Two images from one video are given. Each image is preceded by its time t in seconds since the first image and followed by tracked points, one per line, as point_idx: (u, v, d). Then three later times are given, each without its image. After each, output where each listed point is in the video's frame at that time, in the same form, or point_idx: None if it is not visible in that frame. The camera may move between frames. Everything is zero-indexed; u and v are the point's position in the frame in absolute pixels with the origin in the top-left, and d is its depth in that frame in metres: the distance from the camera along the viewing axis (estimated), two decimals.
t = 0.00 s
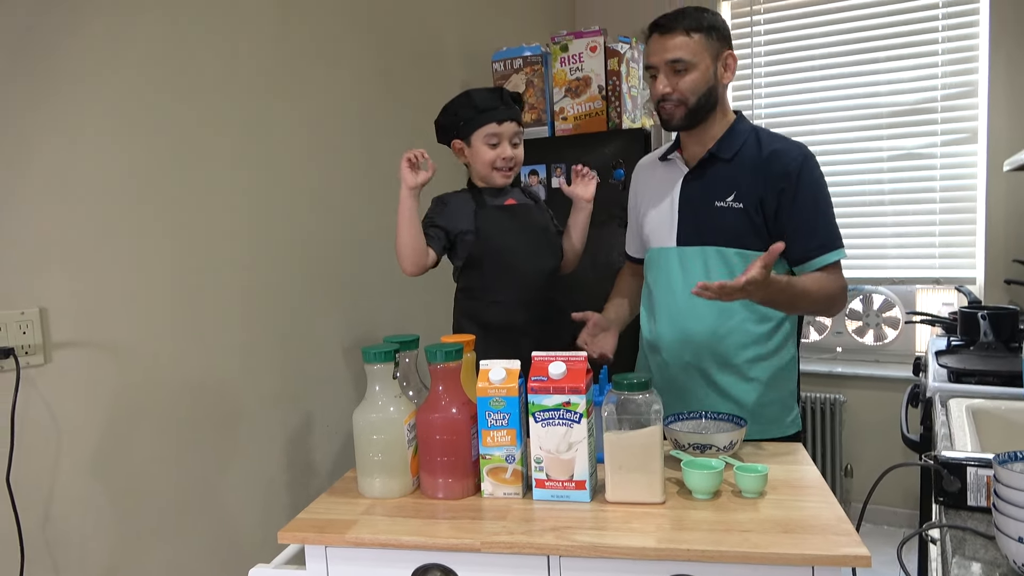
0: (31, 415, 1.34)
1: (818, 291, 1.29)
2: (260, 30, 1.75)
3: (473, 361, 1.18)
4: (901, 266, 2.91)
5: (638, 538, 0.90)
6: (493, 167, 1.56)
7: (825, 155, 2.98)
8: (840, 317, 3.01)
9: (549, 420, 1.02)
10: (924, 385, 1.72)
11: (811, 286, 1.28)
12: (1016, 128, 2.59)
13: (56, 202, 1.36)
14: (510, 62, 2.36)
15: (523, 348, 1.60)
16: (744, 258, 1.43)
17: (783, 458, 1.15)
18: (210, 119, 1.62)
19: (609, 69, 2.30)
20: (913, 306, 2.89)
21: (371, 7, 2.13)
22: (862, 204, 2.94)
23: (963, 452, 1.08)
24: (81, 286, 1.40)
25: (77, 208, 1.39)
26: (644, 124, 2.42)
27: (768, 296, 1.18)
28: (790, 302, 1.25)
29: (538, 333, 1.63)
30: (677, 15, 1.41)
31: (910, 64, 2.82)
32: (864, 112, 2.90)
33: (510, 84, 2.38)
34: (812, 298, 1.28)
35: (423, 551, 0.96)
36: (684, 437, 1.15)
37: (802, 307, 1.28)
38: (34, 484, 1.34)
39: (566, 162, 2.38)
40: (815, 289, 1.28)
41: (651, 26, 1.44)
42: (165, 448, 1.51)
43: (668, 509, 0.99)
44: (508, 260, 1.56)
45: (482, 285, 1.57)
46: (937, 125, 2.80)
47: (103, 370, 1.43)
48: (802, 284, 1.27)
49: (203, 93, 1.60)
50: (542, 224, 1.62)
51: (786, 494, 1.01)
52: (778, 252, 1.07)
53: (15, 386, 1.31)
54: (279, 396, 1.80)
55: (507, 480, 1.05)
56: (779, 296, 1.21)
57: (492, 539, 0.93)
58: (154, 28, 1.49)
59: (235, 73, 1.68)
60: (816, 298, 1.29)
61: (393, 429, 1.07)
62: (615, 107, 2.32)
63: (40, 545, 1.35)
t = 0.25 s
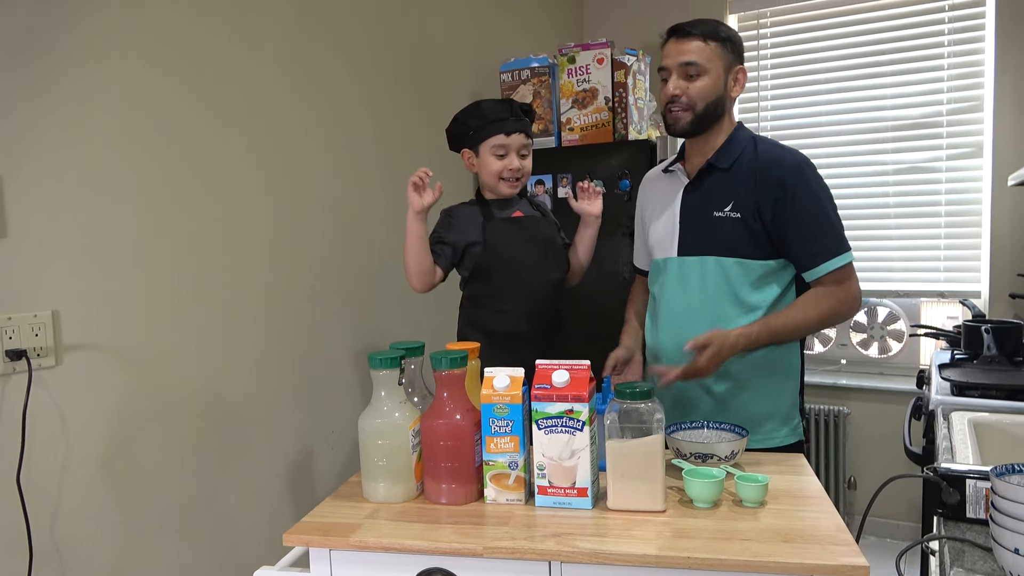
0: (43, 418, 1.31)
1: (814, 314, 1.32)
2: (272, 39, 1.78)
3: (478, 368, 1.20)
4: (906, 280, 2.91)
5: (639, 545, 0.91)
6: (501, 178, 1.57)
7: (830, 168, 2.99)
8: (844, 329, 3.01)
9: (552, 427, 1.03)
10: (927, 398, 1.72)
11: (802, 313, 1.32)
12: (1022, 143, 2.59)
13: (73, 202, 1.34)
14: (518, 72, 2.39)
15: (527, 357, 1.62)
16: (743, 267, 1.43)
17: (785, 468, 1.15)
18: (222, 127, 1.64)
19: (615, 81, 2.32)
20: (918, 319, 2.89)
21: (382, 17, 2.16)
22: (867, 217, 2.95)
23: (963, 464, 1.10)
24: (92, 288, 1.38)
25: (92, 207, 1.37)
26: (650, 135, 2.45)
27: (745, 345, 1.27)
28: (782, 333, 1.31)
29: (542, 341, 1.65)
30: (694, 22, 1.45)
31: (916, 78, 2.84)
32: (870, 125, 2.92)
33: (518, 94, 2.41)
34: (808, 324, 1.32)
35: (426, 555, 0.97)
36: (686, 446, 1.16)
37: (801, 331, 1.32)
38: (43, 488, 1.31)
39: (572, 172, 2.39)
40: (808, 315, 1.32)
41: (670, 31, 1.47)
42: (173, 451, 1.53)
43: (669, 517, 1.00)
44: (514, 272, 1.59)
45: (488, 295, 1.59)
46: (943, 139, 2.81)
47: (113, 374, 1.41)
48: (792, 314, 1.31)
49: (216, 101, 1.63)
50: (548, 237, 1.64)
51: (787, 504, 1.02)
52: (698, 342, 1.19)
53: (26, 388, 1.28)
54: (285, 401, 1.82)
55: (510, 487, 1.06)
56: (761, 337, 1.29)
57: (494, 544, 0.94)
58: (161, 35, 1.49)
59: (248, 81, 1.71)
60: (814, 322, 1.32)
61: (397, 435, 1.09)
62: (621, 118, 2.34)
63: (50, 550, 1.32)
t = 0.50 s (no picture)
0: (50, 415, 1.32)
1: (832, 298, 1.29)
2: (279, 41, 1.79)
3: (481, 369, 1.20)
4: (908, 285, 2.91)
5: (639, 546, 0.92)
6: (505, 181, 1.58)
7: (834, 173, 2.99)
8: (847, 334, 3.00)
9: (553, 428, 1.04)
10: (928, 403, 1.72)
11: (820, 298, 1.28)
12: None
13: (82, 201, 1.35)
14: (523, 75, 2.41)
15: (530, 358, 1.62)
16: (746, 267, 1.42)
17: (785, 471, 1.16)
18: (228, 128, 1.65)
19: (619, 84, 2.33)
20: (920, 324, 2.89)
21: (388, 20, 2.18)
22: (870, 222, 2.95)
23: (962, 468, 1.12)
24: (99, 286, 1.39)
25: (99, 206, 1.38)
26: (654, 139, 2.46)
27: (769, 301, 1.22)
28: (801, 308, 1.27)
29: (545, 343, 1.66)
30: (697, 24, 1.45)
31: (920, 84, 2.84)
32: (873, 131, 2.92)
33: (522, 97, 2.43)
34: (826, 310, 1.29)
35: (427, 554, 0.97)
36: (687, 448, 1.16)
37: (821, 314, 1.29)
38: (47, 483, 1.31)
39: (576, 175, 2.41)
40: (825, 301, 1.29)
41: (673, 33, 1.48)
42: (176, 449, 1.54)
43: (669, 518, 1.01)
44: (520, 275, 1.59)
45: (494, 296, 1.60)
46: (947, 146, 2.81)
47: (118, 371, 1.42)
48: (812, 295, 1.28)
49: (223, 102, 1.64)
50: (554, 240, 1.65)
51: (787, 507, 1.02)
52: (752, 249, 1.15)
53: (33, 385, 1.29)
54: (288, 400, 1.83)
55: (511, 487, 1.07)
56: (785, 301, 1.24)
57: (495, 543, 0.95)
58: (168, 35, 1.50)
59: (254, 83, 1.72)
60: (833, 306, 1.29)
61: (400, 434, 1.09)
62: (625, 122, 2.35)
63: (54, 547, 1.33)
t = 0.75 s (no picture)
0: (52, 414, 1.32)
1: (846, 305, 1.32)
2: (280, 42, 1.79)
3: (481, 369, 1.21)
4: (909, 287, 2.92)
5: (638, 545, 0.92)
6: (505, 185, 1.58)
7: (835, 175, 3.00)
8: (848, 336, 3.00)
9: (553, 428, 1.04)
10: (929, 405, 1.72)
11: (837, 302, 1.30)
12: None
13: (83, 202, 1.36)
14: (524, 78, 2.41)
15: (530, 359, 1.63)
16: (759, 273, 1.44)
17: (785, 472, 1.16)
18: (231, 128, 1.66)
19: (621, 86, 2.34)
20: (921, 326, 2.89)
21: (390, 22, 2.18)
22: (871, 224, 2.95)
23: (962, 469, 1.13)
24: (101, 286, 1.40)
25: (101, 206, 1.39)
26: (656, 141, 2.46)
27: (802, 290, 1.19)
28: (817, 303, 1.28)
29: (547, 345, 1.66)
30: (689, 33, 1.51)
31: (921, 87, 2.84)
32: (875, 133, 2.92)
33: (523, 99, 2.43)
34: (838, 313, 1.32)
35: (427, 554, 0.98)
36: (686, 448, 1.16)
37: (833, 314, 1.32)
38: (49, 481, 1.32)
39: (577, 177, 2.41)
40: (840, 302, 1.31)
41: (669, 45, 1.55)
42: (177, 448, 1.54)
43: (668, 518, 1.01)
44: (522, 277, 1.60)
45: (496, 297, 1.60)
46: (948, 148, 2.81)
47: (119, 371, 1.43)
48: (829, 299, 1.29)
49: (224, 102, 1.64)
50: (556, 241, 1.64)
51: (786, 507, 1.02)
52: (816, 239, 1.13)
53: (35, 384, 1.30)
54: (289, 400, 1.83)
55: (511, 486, 1.07)
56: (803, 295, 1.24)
57: (495, 543, 0.95)
58: (171, 36, 1.51)
59: (256, 84, 1.73)
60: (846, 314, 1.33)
61: (400, 434, 1.10)
62: (627, 123, 2.35)
63: (55, 545, 1.33)
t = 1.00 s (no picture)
0: (56, 413, 1.32)
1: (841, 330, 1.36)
2: (284, 43, 1.80)
3: (483, 369, 1.21)
4: (912, 288, 2.91)
5: (641, 545, 0.92)
6: (505, 186, 1.59)
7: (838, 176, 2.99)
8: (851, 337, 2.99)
9: (556, 427, 1.04)
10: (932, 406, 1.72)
11: (835, 326, 1.35)
12: None
13: (87, 202, 1.36)
14: (527, 78, 2.41)
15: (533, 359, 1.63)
16: (769, 282, 1.45)
17: (787, 472, 1.16)
18: (234, 128, 1.66)
19: (623, 87, 2.34)
20: (925, 327, 2.88)
21: (392, 22, 2.18)
22: (874, 225, 2.95)
23: (965, 469, 1.14)
24: (105, 286, 1.40)
25: (105, 206, 1.39)
26: (658, 142, 2.46)
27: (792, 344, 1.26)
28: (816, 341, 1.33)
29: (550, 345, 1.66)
30: (695, 37, 1.49)
31: (924, 88, 2.84)
32: (878, 134, 2.92)
33: (526, 99, 2.43)
34: (840, 341, 1.36)
35: (430, 553, 0.98)
36: (689, 448, 1.17)
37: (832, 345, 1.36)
38: (53, 480, 1.32)
39: (580, 177, 2.41)
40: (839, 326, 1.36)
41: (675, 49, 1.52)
42: (181, 448, 1.54)
43: (671, 518, 1.01)
44: (526, 277, 1.60)
45: (501, 297, 1.61)
46: (951, 149, 2.81)
47: (123, 370, 1.43)
48: (827, 325, 1.34)
49: (228, 103, 1.65)
50: (562, 241, 1.65)
51: (788, 507, 1.02)
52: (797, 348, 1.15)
53: (39, 383, 1.29)
54: (292, 401, 1.83)
55: (513, 486, 1.08)
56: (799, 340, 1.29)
57: (497, 542, 0.95)
58: (176, 36, 1.52)
59: (260, 84, 1.73)
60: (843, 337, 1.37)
61: (403, 433, 1.10)
62: (629, 124, 2.35)
63: (59, 544, 1.33)
